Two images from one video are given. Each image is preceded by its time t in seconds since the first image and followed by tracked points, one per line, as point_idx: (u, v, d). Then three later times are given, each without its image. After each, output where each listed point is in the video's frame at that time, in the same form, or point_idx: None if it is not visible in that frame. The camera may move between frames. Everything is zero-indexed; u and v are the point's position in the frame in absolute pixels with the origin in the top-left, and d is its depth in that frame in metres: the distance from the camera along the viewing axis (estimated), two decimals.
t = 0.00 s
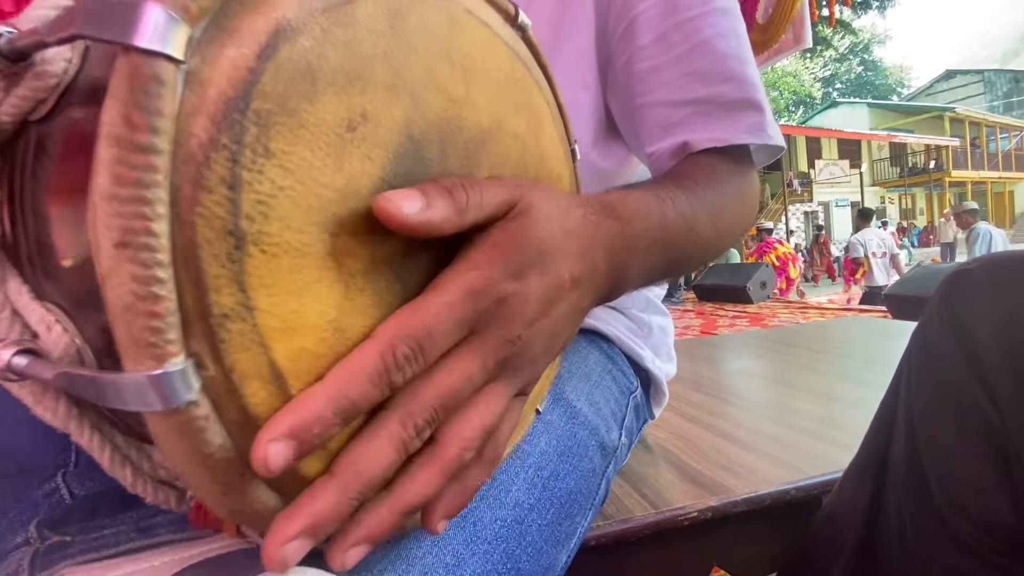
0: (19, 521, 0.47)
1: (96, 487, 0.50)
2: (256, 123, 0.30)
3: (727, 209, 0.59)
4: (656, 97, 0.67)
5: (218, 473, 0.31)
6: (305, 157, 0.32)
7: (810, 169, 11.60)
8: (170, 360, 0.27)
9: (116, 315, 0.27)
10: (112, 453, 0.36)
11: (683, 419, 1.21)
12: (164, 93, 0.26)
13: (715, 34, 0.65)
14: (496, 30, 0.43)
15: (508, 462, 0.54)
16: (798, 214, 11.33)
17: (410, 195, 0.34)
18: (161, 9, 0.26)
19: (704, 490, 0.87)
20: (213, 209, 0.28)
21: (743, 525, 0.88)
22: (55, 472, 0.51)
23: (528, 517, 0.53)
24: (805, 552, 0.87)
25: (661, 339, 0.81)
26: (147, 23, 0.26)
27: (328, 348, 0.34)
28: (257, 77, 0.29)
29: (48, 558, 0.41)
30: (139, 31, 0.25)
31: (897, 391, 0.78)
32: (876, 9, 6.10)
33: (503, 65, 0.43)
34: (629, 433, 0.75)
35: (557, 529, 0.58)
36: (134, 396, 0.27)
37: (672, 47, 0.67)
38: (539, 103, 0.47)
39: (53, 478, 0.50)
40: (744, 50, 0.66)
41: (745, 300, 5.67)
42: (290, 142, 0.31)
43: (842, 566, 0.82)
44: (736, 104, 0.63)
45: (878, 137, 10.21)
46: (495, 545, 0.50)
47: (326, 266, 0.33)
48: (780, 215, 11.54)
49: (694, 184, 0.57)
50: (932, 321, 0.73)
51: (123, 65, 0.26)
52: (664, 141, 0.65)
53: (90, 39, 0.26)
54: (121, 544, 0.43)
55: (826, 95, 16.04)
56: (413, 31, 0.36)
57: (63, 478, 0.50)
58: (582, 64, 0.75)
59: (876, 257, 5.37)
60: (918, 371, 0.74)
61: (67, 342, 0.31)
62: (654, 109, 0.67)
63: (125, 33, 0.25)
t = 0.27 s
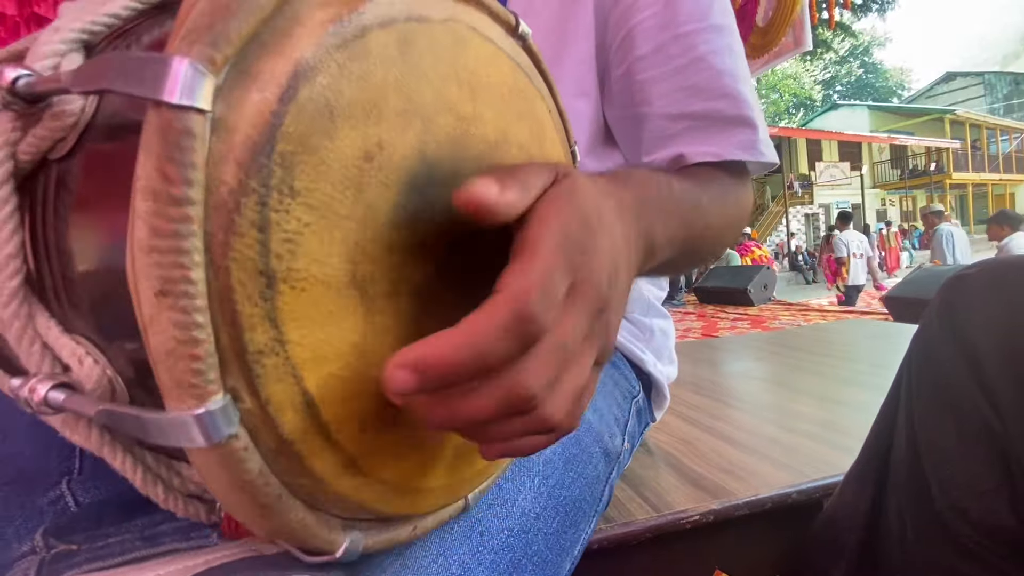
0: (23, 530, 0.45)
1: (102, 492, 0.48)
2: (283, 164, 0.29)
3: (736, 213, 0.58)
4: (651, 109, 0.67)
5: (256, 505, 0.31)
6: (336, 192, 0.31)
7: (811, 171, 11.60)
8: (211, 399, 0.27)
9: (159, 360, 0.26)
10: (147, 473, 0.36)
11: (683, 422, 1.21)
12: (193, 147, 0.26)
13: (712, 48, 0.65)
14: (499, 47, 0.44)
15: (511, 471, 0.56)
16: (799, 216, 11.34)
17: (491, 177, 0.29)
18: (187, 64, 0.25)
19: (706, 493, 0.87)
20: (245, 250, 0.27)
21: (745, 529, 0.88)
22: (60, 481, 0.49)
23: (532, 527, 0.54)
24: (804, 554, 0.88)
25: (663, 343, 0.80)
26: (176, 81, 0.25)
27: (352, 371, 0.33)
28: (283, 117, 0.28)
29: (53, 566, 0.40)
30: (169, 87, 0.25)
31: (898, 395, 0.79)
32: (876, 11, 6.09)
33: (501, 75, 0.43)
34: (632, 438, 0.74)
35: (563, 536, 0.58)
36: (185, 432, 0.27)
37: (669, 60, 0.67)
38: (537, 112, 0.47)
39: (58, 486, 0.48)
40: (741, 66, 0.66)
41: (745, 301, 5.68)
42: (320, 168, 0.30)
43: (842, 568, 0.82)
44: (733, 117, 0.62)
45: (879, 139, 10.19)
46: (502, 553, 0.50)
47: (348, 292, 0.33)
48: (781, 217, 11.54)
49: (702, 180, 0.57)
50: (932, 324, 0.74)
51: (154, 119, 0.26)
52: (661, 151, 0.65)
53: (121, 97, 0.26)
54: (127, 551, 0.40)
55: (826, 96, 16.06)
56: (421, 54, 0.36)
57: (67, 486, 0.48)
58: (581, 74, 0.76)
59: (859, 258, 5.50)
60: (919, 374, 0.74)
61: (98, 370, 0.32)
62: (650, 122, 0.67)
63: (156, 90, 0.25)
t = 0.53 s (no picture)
0: (79, 538, 0.51)
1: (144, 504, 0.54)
2: (334, 236, 0.32)
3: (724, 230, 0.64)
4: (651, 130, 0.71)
5: (306, 528, 0.35)
6: (374, 255, 0.35)
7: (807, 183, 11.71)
8: (273, 442, 0.31)
9: (230, 409, 0.30)
10: (196, 492, 0.40)
11: (678, 435, 1.25)
12: (261, 232, 0.30)
13: (708, 75, 0.70)
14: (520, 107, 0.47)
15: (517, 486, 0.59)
16: (795, 227, 11.43)
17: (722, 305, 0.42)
18: (257, 164, 0.29)
19: (697, 504, 0.91)
20: (303, 314, 0.32)
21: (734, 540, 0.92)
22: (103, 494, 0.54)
23: (538, 534, 0.58)
24: (792, 560, 0.91)
25: (659, 358, 0.84)
26: (242, 178, 0.29)
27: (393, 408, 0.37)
28: (334, 191, 0.32)
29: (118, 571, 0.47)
30: (241, 184, 0.29)
31: (872, 416, 0.83)
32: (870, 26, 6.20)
33: (518, 125, 0.46)
34: (627, 451, 0.78)
35: (564, 544, 0.62)
36: (248, 470, 0.31)
37: (666, 84, 0.71)
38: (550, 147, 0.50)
39: (103, 498, 0.54)
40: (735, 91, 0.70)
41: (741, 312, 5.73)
42: (373, 225, 0.35)
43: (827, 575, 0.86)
44: (728, 138, 0.66)
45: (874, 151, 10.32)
46: (509, 561, 0.54)
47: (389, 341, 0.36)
48: (777, 227, 11.63)
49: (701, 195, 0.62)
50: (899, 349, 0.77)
51: (227, 208, 0.30)
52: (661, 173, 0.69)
53: (196, 188, 0.31)
54: (180, 559, 0.46)
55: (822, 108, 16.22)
56: (451, 123, 0.39)
57: (112, 497, 0.54)
58: (583, 99, 0.79)
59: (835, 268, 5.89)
60: (887, 397, 0.78)
61: (158, 406, 0.36)
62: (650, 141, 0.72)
63: (228, 183, 0.29)
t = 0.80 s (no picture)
0: (164, 563, 0.63)
1: (209, 532, 0.65)
2: (418, 336, 0.40)
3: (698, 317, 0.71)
4: (632, 219, 0.81)
5: (375, 553, 0.42)
6: (448, 341, 0.44)
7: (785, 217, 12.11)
8: (363, 490, 0.39)
9: (338, 465, 0.38)
10: (273, 524, 0.49)
11: (664, 474, 1.35)
12: (371, 342, 0.38)
13: (681, 175, 0.79)
14: (543, 224, 0.55)
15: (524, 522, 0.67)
16: (773, 259, 11.78)
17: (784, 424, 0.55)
18: (370, 297, 0.37)
19: (677, 539, 1.01)
20: (391, 398, 0.39)
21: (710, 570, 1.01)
22: (173, 523, 0.65)
23: (539, 565, 0.66)
24: None
25: (644, 405, 0.94)
26: (358, 305, 0.37)
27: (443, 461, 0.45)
28: (418, 308, 0.40)
29: None
30: (361, 310, 0.37)
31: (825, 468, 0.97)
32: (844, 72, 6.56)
33: (546, 245, 0.55)
34: (616, 489, 0.86)
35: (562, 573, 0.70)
36: (344, 508, 0.39)
37: (646, 182, 0.80)
38: (564, 260, 0.59)
39: (175, 528, 0.65)
40: (705, 190, 0.79)
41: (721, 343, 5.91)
42: (440, 324, 0.42)
43: None
44: (694, 233, 0.75)
45: (848, 189, 10.74)
46: None
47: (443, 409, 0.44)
48: (756, 259, 11.97)
49: (672, 285, 0.70)
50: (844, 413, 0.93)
51: (347, 326, 0.38)
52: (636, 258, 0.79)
53: (325, 311, 0.39)
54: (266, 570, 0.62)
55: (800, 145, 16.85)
56: (494, 247, 0.47)
57: (183, 527, 0.65)
58: (577, 185, 0.90)
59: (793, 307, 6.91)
60: (835, 453, 0.93)
61: (263, 451, 0.44)
62: (631, 229, 0.81)
63: (350, 310, 0.37)
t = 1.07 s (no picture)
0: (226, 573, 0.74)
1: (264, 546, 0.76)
2: (483, 376, 0.50)
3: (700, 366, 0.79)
4: (639, 271, 0.90)
5: (439, 560, 0.51)
6: (508, 378, 0.54)
7: (770, 253, 12.42)
8: (436, 504, 0.48)
9: (420, 479, 0.48)
10: (336, 536, 0.59)
11: (659, 505, 1.46)
12: (451, 378, 0.48)
13: (682, 236, 0.89)
14: (575, 281, 0.66)
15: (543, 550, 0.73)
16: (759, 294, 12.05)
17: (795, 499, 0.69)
18: (453, 345, 0.48)
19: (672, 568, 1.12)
20: (462, 427, 0.49)
21: None
22: (234, 537, 0.78)
23: None
24: None
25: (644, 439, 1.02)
26: (443, 351, 0.48)
27: (492, 483, 0.54)
28: (486, 353, 0.50)
29: None
30: (445, 355, 0.48)
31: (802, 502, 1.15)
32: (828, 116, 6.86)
33: (580, 303, 0.66)
34: (619, 517, 0.93)
35: None
36: (420, 518, 0.48)
37: (651, 240, 0.90)
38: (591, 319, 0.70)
39: (235, 540, 0.77)
40: (703, 251, 0.89)
41: (709, 376, 6.05)
42: (502, 365, 0.53)
43: None
44: (692, 289, 0.84)
45: (831, 228, 11.04)
46: None
47: (497, 439, 0.53)
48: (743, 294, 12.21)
49: (674, 336, 0.79)
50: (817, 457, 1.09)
51: (433, 365, 0.48)
52: (640, 308, 0.88)
53: (415, 355, 0.49)
54: None
55: (785, 184, 17.36)
56: (542, 302, 0.57)
57: (242, 541, 0.77)
58: (588, 235, 1.00)
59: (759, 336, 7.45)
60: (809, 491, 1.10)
61: (340, 473, 0.55)
62: (638, 279, 0.90)
63: (437, 355, 0.48)
